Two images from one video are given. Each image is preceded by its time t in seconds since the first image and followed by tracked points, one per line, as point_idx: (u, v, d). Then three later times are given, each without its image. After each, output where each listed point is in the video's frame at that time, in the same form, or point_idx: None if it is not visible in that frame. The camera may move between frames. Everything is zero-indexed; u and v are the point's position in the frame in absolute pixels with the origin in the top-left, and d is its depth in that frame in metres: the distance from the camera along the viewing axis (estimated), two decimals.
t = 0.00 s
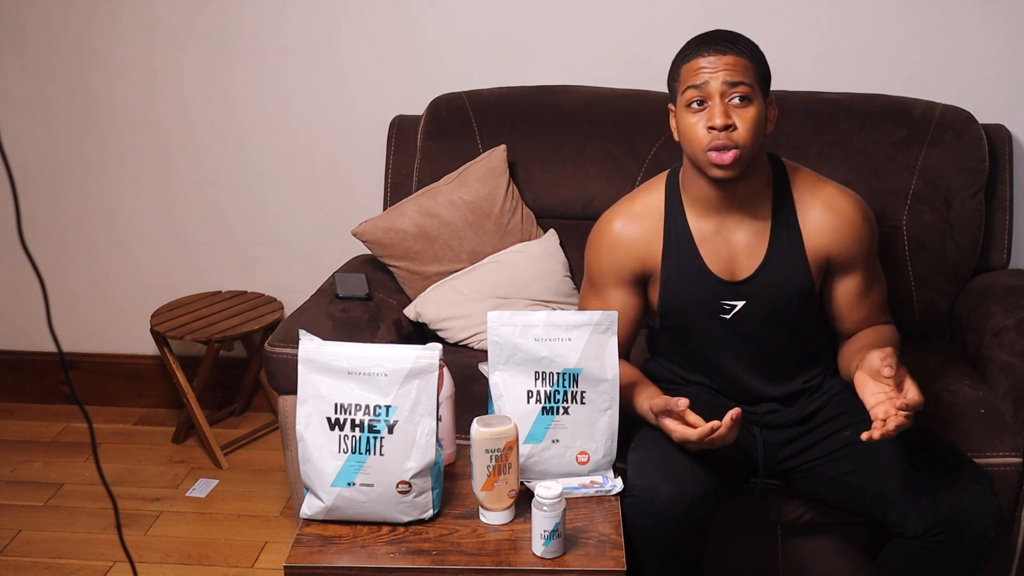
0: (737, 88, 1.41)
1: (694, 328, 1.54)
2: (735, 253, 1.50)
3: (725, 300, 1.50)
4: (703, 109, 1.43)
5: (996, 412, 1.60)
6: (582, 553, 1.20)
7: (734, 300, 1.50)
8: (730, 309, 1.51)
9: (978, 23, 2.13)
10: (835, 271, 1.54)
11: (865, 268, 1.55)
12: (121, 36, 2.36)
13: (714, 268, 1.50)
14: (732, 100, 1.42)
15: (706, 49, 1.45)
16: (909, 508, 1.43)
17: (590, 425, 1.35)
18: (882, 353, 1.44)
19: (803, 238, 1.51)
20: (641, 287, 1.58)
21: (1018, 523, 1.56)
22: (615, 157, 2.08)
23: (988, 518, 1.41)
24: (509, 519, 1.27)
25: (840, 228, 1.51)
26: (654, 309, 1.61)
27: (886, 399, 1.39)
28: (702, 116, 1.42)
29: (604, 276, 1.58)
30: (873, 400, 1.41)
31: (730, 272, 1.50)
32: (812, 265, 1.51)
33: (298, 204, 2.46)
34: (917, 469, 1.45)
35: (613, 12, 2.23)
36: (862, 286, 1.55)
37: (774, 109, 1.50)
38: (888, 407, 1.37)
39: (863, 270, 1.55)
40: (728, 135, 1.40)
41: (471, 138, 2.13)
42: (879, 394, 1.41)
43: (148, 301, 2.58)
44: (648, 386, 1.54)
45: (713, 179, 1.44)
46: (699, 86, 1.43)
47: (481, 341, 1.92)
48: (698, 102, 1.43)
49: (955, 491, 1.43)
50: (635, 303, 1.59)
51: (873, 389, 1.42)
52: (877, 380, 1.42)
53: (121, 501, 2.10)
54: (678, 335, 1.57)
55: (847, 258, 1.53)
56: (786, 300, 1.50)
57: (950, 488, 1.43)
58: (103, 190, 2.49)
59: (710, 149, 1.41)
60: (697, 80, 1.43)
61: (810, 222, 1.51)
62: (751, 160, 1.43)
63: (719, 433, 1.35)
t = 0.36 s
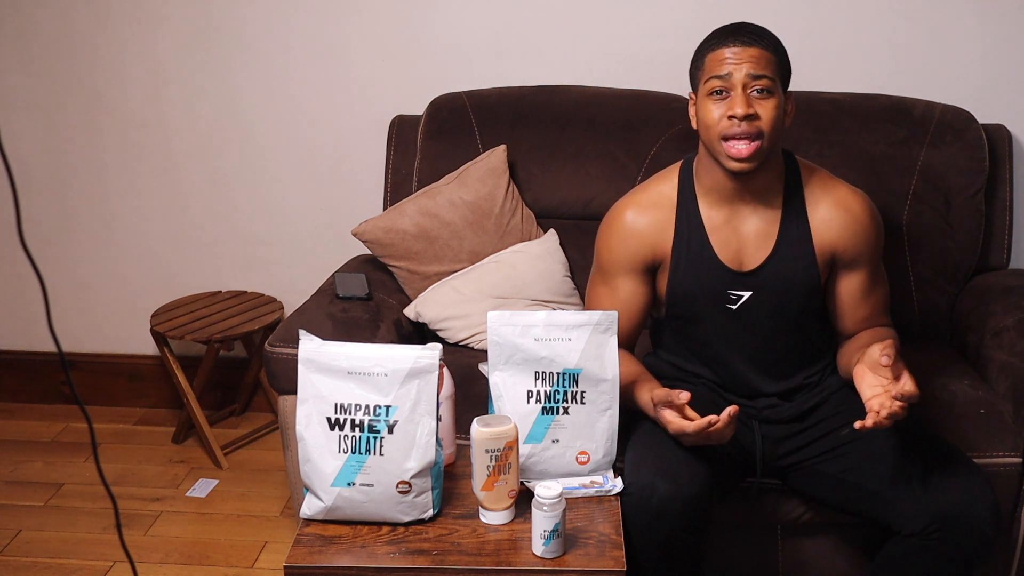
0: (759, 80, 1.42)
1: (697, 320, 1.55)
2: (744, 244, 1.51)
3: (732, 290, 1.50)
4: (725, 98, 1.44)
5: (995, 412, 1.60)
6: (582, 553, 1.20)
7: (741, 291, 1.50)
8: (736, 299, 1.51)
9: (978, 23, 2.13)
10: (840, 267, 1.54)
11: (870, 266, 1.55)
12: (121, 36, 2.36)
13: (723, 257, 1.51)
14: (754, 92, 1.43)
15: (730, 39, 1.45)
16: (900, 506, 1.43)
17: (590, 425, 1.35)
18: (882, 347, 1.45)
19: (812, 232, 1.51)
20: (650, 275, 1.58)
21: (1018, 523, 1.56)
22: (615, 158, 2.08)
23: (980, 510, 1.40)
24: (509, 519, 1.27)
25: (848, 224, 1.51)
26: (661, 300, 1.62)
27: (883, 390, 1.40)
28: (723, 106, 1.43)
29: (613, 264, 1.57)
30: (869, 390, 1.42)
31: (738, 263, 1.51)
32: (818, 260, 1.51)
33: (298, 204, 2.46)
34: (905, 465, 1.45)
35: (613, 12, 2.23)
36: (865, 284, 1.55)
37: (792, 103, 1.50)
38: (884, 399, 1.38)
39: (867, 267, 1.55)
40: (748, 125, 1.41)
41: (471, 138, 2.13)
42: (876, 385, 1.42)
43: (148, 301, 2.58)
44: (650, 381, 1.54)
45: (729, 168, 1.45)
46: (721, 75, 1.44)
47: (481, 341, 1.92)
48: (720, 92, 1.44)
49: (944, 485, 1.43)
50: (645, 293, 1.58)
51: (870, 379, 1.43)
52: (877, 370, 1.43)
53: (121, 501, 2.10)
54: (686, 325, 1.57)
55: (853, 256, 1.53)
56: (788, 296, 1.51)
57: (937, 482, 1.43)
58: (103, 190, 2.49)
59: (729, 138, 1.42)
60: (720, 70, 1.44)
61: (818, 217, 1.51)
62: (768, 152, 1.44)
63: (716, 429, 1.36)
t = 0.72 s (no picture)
0: (752, 81, 1.42)
1: (702, 319, 1.54)
2: (749, 243, 1.51)
3: (737, 290, 1.50)
4: (718, 100, 1.44)
5: (995, 412, 1.60)
6: (582, 553, 1.20)
7: (745, 291, 1.50)
8: (741, 299, 1.51)
9: (978, 23, 2.13)
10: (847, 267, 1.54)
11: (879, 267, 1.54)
12: (121, 36, 2.36)
13: (728, 256, 1.51)
14: (747, 93, 1.42)
15: (726, 41, 1.45)
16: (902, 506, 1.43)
17: (589, 425, 1.35)
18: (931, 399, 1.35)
19: (818, 232, 1.51)
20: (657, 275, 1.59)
21: (1019, 523, 1.56)
22: (615, 157, 2.08)
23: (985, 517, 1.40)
24: (509, 519, 1.27)
25: (855, 225, 1.51)
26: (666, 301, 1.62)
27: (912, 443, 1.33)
28: (715, 107, 1.43)
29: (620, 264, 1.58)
30: (891, 435, 1.35)
31: (743, 262, 1.50)
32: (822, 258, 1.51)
33: (298, 203, 2.46)
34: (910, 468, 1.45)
35: (613, 12, 2.23)
36: (874, 285, 1.55)
37: (793, 104, 1.49)
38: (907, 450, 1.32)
39: (876, 269, 1.54)
40: (739, 127, 1.41)
41: (471, 138, 2.13)
42: (903, 434, 1.35)
43: (148, 301, 2.58)
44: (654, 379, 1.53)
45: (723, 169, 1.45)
46: (715, 77, 1.43)
47: (481, 341, 1.92)
48: (714, 93, 1.44)
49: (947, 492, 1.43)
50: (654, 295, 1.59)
51: (897, 423, 1.36)
52: (910, 421, 1.35)
53: (120, 501, 2.10)
54: (691, 323, 1.56)
55: (861, 256, 1.52)
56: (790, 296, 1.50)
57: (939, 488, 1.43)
58: (104, 190, 2.49)
59: (720, 139, 1.42)
60: (715, 71, 1.44)
61: (823, 216, 1.52)
62: (762, 153, 1.44)
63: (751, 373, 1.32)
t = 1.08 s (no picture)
0: (757, 87, 1.41)
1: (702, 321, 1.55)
2: (748, 248, 1.51)
3: (734, 296, 1.51)
4: (722, 105, 1.43)
5: (995, 413, 1.60)
6: (582, 553, 1.20)
7: (743, 296, 1.51)
8: (739, 304, 1.51)
9: (978, 23, 2.13)
10: (847, 274, 1.54)
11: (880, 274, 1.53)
12: (121, 35, 2.36)
13: (727, 262, 1.51)
14: (752, 98, 1.41)
15: (732, 45, 1.44)
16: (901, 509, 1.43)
17: (589, 426, 1.35)
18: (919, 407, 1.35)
19: (818, 239, 1.50)
20: (652, 278, 1.59)
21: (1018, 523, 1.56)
22: (615, 157, 2.08)
23: (982, 518, 1.39)
24: (509, 519, 1.27)
25: (857, 233, 1.50)
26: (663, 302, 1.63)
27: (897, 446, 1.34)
28: (719, 112, 1.42)
29: (617, 266, 1.59)
30: (880, 439, 1.37)
31: (741, 268, 1.50)
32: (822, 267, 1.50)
33: (298, 203, 2.46)
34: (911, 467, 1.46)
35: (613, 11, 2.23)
36: (874, 292, 1.54)
37: (797, 109, 1.49)
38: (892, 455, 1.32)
39: (876, 275, 1.53)
40: (742, 133, 1.41)
41: (471, 138, 2.13)
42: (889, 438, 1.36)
43: (148, 301, 2.58)
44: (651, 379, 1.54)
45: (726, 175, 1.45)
46: (719, 81, 1.43)
47: (481, 341, 1.92)
48: (718, 98, 1.43)
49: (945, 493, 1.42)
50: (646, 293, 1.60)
51: (886, 428, 1.38)
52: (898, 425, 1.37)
53: (120, 501, 2.10)
54: (687, 328, 1.57)
55: (861, 264, 1.52)
56: (792, 298, 1.50)
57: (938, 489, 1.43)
58: (104, 190, 2.49)
59: (723, 145, 1.42)
60: (719, 75, 1.43)
61: (825, 224, 1.51)
62: (764, 159, 1.44)
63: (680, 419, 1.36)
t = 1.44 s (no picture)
0: (762, 78, 1.41)
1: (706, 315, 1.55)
2: (753, 244, 1.51)
3: (740, 289, 1.51)
4: (727, 95, 1.43)
5: (995, 413, 1.60)
6: (582, 553, 1.20)
7: (748, 290, 1.51)
8: (744, 298, 1.51)
9: (978, 22, 2.13)
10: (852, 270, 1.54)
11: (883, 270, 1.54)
12: (121, 35, 2.36)
13: (733, 256, 1.51)
14: (756, 89, 1.42)
15: (736, 38, 1.44)
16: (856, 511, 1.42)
17: (589, 426, 1.35)
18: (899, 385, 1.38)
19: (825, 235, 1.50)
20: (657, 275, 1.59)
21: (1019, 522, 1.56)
22: (615, 157, 2.08)
23: (932, 523, 1.37)
24: (509, 519, 1.27)
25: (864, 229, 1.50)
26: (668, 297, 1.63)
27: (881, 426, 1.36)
28: (724, 102, 1.42)
29: (623, 263, 1.59)
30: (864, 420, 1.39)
31: (747, 263, 1.50)
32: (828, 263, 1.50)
33: (298, 203, 2.46)
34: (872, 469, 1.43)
35: (613, 11, 2.23)
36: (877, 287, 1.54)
37: (801, 104, 1.49)
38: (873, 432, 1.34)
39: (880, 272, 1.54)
40: (747, 121, 1.41)
41: (470, 138, 2.12)
42: (876, 420, 1.38)
43: (148, 301, 2.58)
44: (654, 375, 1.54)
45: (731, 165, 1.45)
46: (724, 72, 1.43)
47: (481, 341, 1.92)
48: (723, 89, 1.43)
49: (899, 495, 1.40)
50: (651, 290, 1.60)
51: (871, 409, 1.40)
52: (883, 405, 1.38)
53: (120, 501, 2.10)
54: (691, 320, 1.58)
55: (867, 260, 1.52)
56: (795, 298, 1.50)
57: (894, 491, 1.40)
58: (104, 190, 2.49)
59: (729, 134, 1.42)
60: (724, 67, 1.43)
61: (830, 219, 1.50)
62: (771, 149, 1.43)
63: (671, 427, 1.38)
